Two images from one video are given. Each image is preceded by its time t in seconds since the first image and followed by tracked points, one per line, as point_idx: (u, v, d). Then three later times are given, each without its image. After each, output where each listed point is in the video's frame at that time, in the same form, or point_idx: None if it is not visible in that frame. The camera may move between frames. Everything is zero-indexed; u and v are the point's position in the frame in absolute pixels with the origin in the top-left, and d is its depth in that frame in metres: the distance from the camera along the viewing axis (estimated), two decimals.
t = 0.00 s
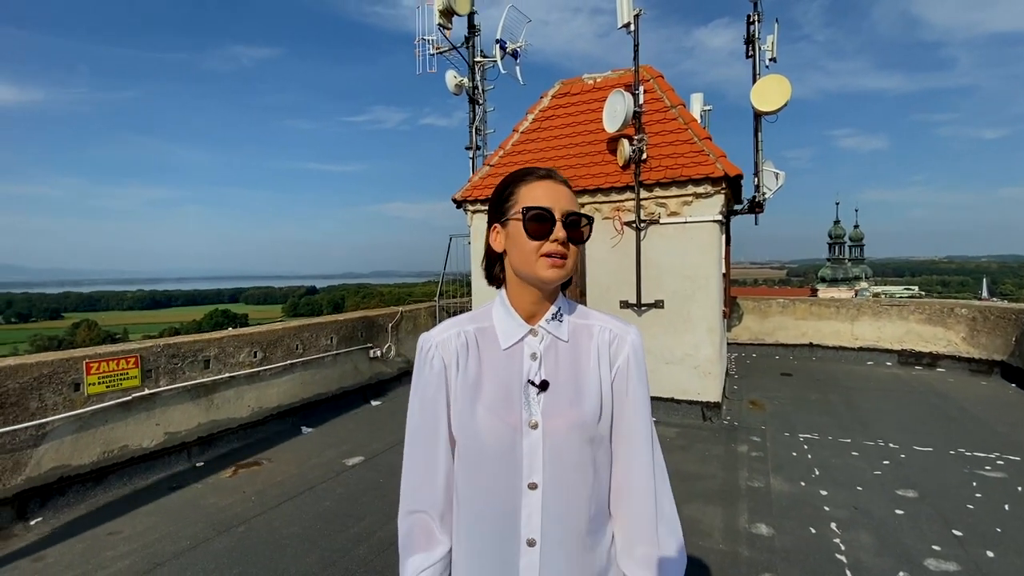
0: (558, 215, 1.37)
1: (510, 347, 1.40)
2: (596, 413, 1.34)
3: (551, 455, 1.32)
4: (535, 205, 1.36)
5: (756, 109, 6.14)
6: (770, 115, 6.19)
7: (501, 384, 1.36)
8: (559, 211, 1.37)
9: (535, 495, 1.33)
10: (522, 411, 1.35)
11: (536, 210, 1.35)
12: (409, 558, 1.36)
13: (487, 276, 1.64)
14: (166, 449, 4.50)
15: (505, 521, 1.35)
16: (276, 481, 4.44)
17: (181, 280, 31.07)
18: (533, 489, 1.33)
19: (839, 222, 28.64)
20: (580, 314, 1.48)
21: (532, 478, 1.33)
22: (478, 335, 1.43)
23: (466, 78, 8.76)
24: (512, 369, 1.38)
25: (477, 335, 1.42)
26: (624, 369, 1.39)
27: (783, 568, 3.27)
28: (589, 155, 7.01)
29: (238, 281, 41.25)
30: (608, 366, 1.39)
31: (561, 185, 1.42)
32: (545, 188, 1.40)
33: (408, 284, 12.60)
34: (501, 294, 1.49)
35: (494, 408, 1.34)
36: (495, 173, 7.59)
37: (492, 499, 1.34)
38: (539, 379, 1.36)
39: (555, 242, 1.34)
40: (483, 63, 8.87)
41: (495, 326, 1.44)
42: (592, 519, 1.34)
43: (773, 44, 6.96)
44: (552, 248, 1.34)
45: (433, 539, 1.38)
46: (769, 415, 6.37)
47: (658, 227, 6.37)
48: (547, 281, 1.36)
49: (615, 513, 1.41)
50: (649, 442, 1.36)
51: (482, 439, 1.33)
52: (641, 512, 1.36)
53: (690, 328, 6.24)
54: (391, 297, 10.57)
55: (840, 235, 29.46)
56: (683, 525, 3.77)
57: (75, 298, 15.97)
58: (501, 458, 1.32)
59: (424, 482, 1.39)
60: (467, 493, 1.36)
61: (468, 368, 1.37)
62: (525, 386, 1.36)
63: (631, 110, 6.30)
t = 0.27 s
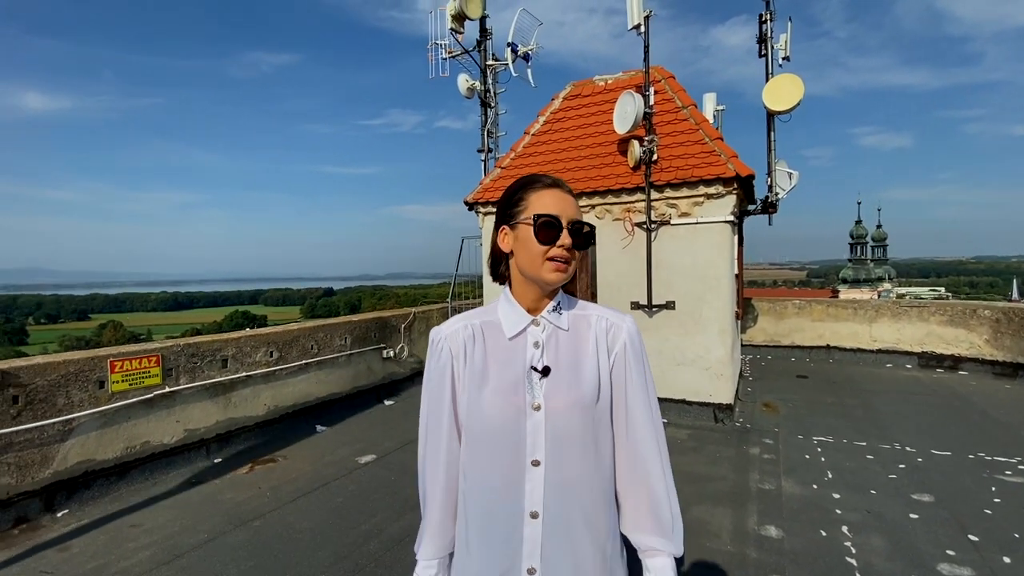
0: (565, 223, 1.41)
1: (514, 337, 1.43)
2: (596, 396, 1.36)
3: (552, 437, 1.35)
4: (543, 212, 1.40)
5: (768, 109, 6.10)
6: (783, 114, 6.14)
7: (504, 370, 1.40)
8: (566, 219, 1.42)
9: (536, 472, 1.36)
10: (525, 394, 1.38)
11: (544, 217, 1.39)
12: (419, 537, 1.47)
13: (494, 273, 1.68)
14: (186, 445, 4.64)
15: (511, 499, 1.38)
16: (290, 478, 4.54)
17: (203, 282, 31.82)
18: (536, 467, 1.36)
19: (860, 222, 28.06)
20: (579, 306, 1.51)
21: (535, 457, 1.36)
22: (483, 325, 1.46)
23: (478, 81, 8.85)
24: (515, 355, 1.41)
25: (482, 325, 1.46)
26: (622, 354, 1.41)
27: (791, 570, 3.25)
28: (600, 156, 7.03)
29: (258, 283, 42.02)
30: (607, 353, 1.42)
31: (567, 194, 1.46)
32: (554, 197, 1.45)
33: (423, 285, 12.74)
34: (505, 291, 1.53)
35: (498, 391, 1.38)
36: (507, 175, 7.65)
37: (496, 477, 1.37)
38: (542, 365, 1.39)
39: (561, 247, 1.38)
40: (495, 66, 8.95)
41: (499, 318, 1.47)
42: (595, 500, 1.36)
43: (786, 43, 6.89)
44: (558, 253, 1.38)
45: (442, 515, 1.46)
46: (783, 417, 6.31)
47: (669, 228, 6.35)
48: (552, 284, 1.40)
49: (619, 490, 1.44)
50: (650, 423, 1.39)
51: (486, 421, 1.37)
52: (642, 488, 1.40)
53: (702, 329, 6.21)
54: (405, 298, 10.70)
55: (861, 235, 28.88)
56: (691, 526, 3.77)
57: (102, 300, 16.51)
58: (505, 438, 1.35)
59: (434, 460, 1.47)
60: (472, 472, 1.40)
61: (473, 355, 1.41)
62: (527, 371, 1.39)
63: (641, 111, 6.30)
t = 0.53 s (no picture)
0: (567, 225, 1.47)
1: (515, 329, 1.48)
2: (592, 384, 1.43)
3: (550, 422, 1.41)
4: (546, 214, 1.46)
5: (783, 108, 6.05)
6: (798, 113, 6.08)
7: (505, 358, 1.46)
8: (567, 221, 1.48)
9: (535, 455, 1.41)
10: (524, 381, 1.44)
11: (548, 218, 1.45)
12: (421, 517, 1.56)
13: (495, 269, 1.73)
14: (208, 439, 4.82)
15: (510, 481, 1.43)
16: (308, 472, 4.68)
17: (228, 282, 32.64)
18: (535, 450, 1.41)
19: (887, 221, 27.34)
20: (576, 301, 1.56)
21: (534, 440, 1.42)
22: (486, 319, 1.52)
23: (493, 84, 8.94)
24: (516, 344, 1.47)
25: (484, 317, 1.53)
26: (618, 345, 1.48)
27: (800, 571, 3.24)
28: (613, 157, 7.05)
29: (280, 283, 42.91)
30: (603, 343, 1.49)
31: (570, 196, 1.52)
32: (555, 199, 1.51)
33: (439, 286, 12.89)
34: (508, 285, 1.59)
35: (499, 379, 1.44)
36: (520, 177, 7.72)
37: (496, 460, 1.43)
38: (541, 355, 1.44)
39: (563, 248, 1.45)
40: (510, 69, 9.03)
41: (501, 311, 1.52)
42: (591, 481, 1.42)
43: (802, 41, 6.82)
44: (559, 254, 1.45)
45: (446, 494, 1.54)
46: (799, 419, 6.23)
47: (683, 228, 6.33)
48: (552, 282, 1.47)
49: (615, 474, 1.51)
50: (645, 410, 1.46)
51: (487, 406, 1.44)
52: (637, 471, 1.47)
53: (716, 330, 6.17)
54: (422, 298, 10.86)
55: (888, 234, 28.14)
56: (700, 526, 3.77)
57: (132, 300, 17.11)
58: (505, 423, 1.42)
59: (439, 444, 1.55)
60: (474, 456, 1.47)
61: (476, 345, 1.49)
62: (527, 360, 1.45)
63: (654, 112, 6.31)
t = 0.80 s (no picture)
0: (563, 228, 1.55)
1: (518, 327, 1.56)
2: (590, 380, 1.51)
3: (551, 416, 1.48)
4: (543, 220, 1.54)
5: (801, 109, 6.00)
6: (817, 113, 6.01)
7: (508, 356, 1.54)
8: (564, 226, 1.56)
9: (537, 446, 1.48)
10: (526, 377, 1.51)
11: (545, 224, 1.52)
12: (423, 507, 1.64)
13: (498, 270, 1.82)
14: (235, 434, 5.03)
15: (511, 472, 1.51)
16: (328, 467, 4.84)
17: (256, 284, 33.56)
18: (536, 442, 1.49)
19: (920, 222, 26.48)
20: (575, 301, 1.65)
21: (536, 433, 1.49)
22: (489, 317, 1.60)
23: (511, 88, 9.05)
24: (519, 341, 1.55)
25: (488, 316, 1.61)
26: (615, 343, 1.57)
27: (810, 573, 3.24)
28: (629, 159, 7.07)
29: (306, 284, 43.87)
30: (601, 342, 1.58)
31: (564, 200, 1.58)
32: (552, 205, 1.57)
33: (459, 287, 13.05)
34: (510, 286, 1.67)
35: (502, 374, 1.52)
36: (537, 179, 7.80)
37: (498, 451, 1.51)
38: (543, 352, 1.52)
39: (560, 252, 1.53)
40: (528, 72, 9.12)
41: (505, 310, 1.61)
42: (588, 471, 1.50)
43: (822, 40, 6.74)
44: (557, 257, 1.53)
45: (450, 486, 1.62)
46: (819, 423, 6.14)
47: (699, 230, 6.31)
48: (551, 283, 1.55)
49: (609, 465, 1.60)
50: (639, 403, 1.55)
51: (491, 401, 1.51)
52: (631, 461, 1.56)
53: (733, 332, 6.13)
54: (441, 300, 11.03)
55: (921, 234, 27.25)
56: (711, 527, 3.79)
57: (166, 300, 17.81)
58: (507, 416, 1.49)
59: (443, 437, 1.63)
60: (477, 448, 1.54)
61: (480, 342, 1.57)
62: (530, 357, 1.53)
63: (670, 113, 6.31)
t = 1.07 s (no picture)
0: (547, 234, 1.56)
1: (520, 330, 1.60)
2: (591, 383, 1.56)
3: (553, 418, 1.52)
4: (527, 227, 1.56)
5: (827, 107, 5.86)
6: (844, 112, 5.87)
7: (511, 359, 1.58)
8: (548, 230, 1.57)
9: (539, 448, 1.52)
10: (528, 380, 1.55)
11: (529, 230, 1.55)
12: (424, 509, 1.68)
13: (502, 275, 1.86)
14: (261, 430, 5.20)
15: (514, 474, 1.55)
16: (349, 464, 4.96)
17: (285, 284, 34.43)
18: (539, 444, 1.53)
19: (960, 222, 25.38)
20: (578, 305, 1.69)
21: (538, 435, 1.53)
22: (493, 320, 1.64)
23: (531, 90, 9.09)
24: (522, 345, 1.59)
25: (491, 319, 1.64)
26: (615, 347, 1.62)
27: None
28: (650, 160, 7.02)
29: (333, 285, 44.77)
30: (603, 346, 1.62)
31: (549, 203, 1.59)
32: (537, 209, 1.59)
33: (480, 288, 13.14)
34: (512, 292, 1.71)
35: (505, 377, 1.56)
36: (557, 181, 7.81)
37: (502, 453, 1.55)
38: (545, 355, 1.56)
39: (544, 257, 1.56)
40: (548, 74, 9.15)
41: (507, 313, 1.65)
42: (589, 472, 1.55)
43: (851, 36, 6.56)
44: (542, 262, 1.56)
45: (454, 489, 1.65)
46: (845, 430, 5.98)
47: (721, 231, 6.23)
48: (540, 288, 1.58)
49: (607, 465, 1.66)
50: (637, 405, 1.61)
51: (494, 403, 1.55)
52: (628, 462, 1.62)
53: (756, 335, 6.03)
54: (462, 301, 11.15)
55: (963, 235, 26.11)
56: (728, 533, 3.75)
57: (200, 299, 18.47)
58: (511, 418, 1.53)
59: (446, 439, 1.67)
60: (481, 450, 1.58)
61: (484, 345, 1.60)
62: (533, 360, 1.57)
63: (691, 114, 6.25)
